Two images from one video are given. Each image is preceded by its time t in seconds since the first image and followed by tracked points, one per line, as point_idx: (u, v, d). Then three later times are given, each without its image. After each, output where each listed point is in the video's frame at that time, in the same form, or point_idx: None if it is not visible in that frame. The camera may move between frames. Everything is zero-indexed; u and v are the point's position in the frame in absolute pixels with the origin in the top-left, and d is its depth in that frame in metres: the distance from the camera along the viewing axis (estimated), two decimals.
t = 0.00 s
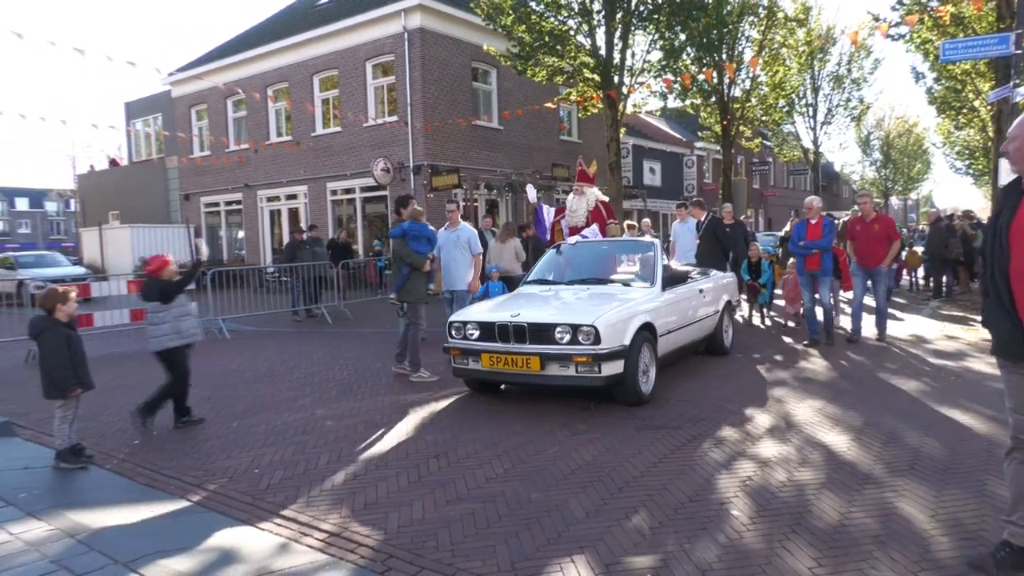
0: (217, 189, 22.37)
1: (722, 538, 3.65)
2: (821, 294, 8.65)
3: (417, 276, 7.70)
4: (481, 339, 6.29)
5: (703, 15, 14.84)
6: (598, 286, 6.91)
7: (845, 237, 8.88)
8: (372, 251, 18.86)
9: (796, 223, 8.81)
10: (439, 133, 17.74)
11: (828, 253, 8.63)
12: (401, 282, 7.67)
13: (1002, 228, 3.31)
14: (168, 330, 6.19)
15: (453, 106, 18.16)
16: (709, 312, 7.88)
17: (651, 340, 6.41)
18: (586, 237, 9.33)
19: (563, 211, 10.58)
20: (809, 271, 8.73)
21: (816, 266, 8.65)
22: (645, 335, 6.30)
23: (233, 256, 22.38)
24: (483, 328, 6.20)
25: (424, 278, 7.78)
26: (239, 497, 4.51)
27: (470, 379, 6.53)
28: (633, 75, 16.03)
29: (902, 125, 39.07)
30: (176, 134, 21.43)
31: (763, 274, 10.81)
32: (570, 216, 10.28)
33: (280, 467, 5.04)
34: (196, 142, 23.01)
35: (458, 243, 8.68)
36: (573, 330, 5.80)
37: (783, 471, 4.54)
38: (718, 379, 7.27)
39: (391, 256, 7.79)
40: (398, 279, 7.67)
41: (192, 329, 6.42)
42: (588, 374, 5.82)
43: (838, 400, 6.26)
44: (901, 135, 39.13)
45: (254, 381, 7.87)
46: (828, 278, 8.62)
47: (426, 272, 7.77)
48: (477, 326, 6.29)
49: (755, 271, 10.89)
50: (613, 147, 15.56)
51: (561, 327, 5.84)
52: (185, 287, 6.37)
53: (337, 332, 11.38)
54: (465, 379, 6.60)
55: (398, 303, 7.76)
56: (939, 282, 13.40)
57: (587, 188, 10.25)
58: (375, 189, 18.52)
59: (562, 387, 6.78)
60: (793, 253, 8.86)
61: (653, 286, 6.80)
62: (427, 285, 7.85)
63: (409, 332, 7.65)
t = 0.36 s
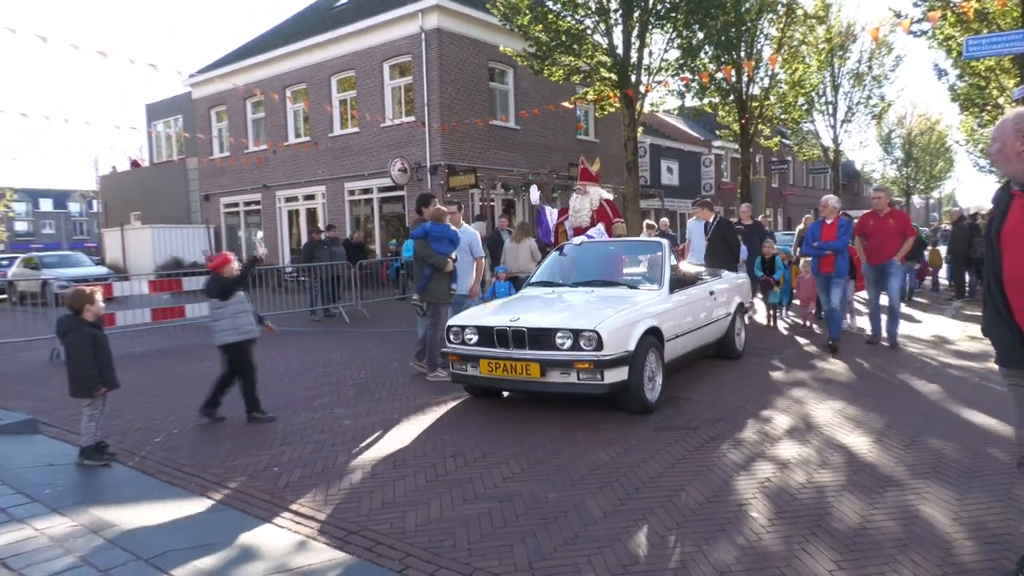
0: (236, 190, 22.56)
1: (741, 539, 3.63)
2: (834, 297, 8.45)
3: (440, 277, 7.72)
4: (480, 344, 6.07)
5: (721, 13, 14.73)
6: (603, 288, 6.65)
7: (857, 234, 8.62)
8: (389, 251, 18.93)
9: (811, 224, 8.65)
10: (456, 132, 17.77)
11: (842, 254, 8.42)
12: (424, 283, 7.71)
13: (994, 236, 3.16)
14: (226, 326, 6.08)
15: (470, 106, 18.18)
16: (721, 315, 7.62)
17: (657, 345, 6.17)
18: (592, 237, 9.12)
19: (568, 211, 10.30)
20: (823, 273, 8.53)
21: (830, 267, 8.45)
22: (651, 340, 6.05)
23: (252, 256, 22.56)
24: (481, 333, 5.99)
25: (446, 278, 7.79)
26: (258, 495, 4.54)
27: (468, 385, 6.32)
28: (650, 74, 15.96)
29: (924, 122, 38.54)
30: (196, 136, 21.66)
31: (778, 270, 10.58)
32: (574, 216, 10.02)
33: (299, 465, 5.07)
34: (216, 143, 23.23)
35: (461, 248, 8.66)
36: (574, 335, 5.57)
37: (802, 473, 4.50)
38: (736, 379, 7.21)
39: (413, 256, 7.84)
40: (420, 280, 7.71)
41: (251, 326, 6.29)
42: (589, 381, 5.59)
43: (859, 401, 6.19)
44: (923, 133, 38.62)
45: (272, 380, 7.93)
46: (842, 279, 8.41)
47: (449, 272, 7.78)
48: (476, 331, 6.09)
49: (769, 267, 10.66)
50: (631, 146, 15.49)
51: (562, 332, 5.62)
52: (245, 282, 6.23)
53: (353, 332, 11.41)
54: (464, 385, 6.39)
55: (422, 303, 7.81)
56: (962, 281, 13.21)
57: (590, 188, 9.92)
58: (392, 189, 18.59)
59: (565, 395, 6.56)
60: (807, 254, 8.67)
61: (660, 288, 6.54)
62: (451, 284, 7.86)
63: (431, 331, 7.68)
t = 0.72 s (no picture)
0: (258, 190, 22.78)
1: (763, 541, 3.60)
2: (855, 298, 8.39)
3: (457, 277, 7.72)
4: (481, 348, 5.83)
5: (742, 11, 14.63)
6: (611, 290, 6.41)
7: (883, 231, 8.44)
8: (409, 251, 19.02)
9: (833, 222, 8.48)
10: (475, 132, 17.81)
11: (864, 254, 8.29)
12: (442, 283, 7.74)
13: (1004, 239, 2.97)
14: (288, 319, 6.42)
15: (490, 106, 18.21)
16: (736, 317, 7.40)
17: (668, 351, 5.92)
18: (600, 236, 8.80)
19: (574, 212, 10.11)
20: (845, 273, 8.44)
21: (852, 267, 8.37)
22: (661, 346, 5.81)
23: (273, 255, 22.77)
24: (482, 337, 5.75)
25: (465, 279, 7.79)
26: (279, 492, 4.59)
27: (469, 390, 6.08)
28: (670, 73, 15.89)
29: (950, 120, 37.94)
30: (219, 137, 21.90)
31: (797, 273, 10.47)
32: (581, 216, 9.86)
33: (320, 463, 5.11)
34: (238, 144, 23.48)
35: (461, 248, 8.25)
36: (578, 339, 5.33)
37: (825, 475, 4.45)
38: (758, 380, 7.14)
39: (431, 257, 7.88)
40: (439, 281, 7.74)
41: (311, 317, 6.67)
42: (594, 389, 5.34)
43: (884, 403, 6.12)
44: (949, 130, 38.03)
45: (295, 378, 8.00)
46: (864, 280, 8.32)
47: (466, 272, 7.78)
48: (477, 335, 5.85)
49: (788, 270, 10.51)
50: (651, 145, 15.42)
51: (566, 336, 5.37)
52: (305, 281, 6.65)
53: (372, 331, 11.46)
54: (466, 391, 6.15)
55: (440, 303, 7.85)
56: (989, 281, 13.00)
57: (596, 187, 9.76)
58: (412, 189, 18.67)
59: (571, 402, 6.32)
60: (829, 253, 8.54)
61: (671, 290, 6.29)
62: (469, 285, 7.85)
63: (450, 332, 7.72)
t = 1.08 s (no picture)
0: (281, 189, 22.98)
1: (787, 543, 3.57)
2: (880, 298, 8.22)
3: (476, 277, 7.75)
4: (486, 351, 5.67)
5: (766, 7, 14.49)
6: (620, 292, 6.24)
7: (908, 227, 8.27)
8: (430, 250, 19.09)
9: (855, 220, 8.29)
10: (496, 131, 17.81)
11: (888, 252, 8.13)
12: (461, 282, 7.77)
13: None
14: (344, 313, 6.56)
15: (511, 105, 18.21)
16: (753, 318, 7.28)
17: (680, 354, 5.75)
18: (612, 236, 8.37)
19: (583, 211, 9.37)
20: (868, 272, 8.24)
21: (876, 267, 8.17)
22: (673, 349, 5.63)
23: (296, 253, 22.97)
24: (486, 340, 5.59)
25: (483, 277, 7.83)
26: (301, 489, 4.62)
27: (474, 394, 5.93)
28: (692, 70, 15.79)
29: (979, 117, 37.26)
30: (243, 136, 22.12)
31: (816, 274, 10.04)
32: (591, 217, 9.11)
33: (341, 461, 5.14)
34: (261, 143, 23.70)
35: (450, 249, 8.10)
36: (585, 343, 5.14)
37: (851, 477, 4.40)
38: (781, 381, 7.06)
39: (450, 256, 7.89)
40: (457, 280, 7.76)
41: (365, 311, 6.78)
42: (602, 394, 5.16)
43: (911, 404, 6.03)
44: (978, 127, 37.35)
45: (316, 376, 8.06)
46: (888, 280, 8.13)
47: (485, 271, 7.80)
48: (482, 337, 5.70)
49: (806, 270, 10.13)
50: (672, 144, 15.32)
51: (572, 340, 5.18)
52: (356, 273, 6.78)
53: (392, 330, 11.51)
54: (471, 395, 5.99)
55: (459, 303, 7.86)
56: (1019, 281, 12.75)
57: (604, 184, 9.05)
58: (433, 188, 18.71)
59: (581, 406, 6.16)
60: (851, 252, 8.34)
61: (683, 292, 6.12)
62: (488, 283, 7.89)
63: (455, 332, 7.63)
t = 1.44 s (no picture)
0: (305, 188, 23.18)
1: (813, 545, 3.52)
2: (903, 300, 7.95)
3: (497, 274, 7.78)
4: (493, 353, 5.55)
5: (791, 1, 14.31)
6: (634, 290, 6.16)
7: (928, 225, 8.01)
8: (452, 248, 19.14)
9: (873, 219, 8.08)
10: (518, 128, 17.79)
11: (909, 252, 7.86)
12: (483, 279, 7.82)
13: None
14: (389, 311, 6.65)
15: (533, 102, 18.18)
16: (772, 318, 7.19)
17: (694, 356, 5.62)
18: (625, 233, 8.23)
19: (596, 209, 9.20)
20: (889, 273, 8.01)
21: (897, 267, 7.92)
22: (687, 351, 5.50)
23: (319, 251, 23.16)
24: (493, 342, 5.46)
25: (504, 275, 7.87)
26: (325, 485, 4.66)
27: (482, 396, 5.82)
28: (716, 66, 15.64)
29: (1012, 111, 36.46)
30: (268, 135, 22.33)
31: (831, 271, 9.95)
32: (604, 214, 8.92)
33: (364, 457, 5.17)
34: (285, 142, 23.90)
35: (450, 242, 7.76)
36: (594, 346, 5.00)
37: (879, 478, 4.33)
38: (807, 380, 6.96)
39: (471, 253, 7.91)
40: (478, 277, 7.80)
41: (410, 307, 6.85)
42: (611, 398, 5.02)
43: (941, 403, 5.92)
44: (1011, 121, 36.56)
45: (340, 373, 8.12)
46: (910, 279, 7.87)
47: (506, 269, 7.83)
48: (489, 339, 5.57)
49: (823, 267, 10.03)
50: (696, 140, 15.19)
51: (581, 342, 5.04)
52: (400, 269, 6.85)
53: (414, 327, 11.55)
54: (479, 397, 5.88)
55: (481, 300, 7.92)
56: None
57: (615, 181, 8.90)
58: (455, 186, 18.75)
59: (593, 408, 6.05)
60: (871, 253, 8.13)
61: (699, 289, 6.07)
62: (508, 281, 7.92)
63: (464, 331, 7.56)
